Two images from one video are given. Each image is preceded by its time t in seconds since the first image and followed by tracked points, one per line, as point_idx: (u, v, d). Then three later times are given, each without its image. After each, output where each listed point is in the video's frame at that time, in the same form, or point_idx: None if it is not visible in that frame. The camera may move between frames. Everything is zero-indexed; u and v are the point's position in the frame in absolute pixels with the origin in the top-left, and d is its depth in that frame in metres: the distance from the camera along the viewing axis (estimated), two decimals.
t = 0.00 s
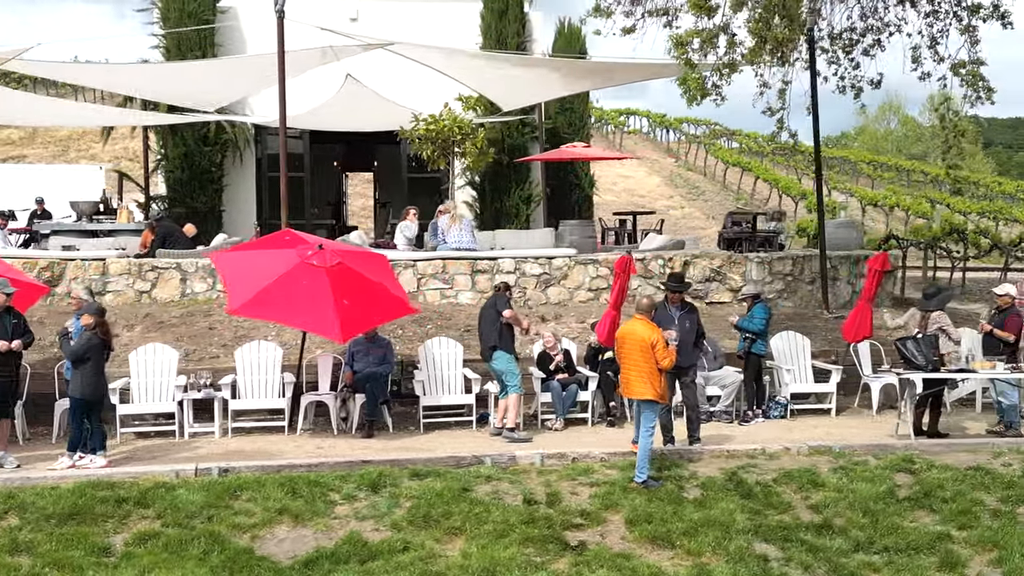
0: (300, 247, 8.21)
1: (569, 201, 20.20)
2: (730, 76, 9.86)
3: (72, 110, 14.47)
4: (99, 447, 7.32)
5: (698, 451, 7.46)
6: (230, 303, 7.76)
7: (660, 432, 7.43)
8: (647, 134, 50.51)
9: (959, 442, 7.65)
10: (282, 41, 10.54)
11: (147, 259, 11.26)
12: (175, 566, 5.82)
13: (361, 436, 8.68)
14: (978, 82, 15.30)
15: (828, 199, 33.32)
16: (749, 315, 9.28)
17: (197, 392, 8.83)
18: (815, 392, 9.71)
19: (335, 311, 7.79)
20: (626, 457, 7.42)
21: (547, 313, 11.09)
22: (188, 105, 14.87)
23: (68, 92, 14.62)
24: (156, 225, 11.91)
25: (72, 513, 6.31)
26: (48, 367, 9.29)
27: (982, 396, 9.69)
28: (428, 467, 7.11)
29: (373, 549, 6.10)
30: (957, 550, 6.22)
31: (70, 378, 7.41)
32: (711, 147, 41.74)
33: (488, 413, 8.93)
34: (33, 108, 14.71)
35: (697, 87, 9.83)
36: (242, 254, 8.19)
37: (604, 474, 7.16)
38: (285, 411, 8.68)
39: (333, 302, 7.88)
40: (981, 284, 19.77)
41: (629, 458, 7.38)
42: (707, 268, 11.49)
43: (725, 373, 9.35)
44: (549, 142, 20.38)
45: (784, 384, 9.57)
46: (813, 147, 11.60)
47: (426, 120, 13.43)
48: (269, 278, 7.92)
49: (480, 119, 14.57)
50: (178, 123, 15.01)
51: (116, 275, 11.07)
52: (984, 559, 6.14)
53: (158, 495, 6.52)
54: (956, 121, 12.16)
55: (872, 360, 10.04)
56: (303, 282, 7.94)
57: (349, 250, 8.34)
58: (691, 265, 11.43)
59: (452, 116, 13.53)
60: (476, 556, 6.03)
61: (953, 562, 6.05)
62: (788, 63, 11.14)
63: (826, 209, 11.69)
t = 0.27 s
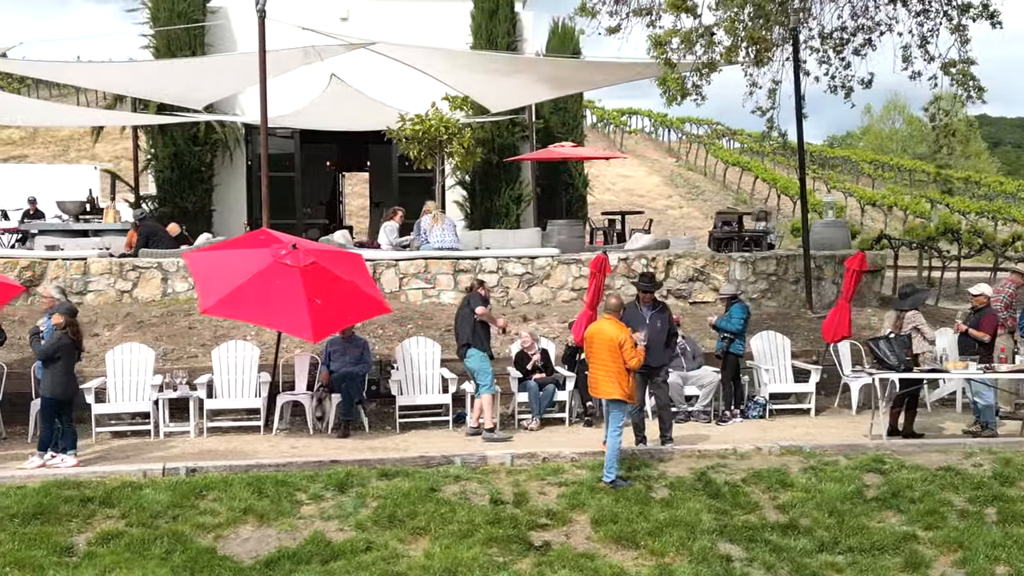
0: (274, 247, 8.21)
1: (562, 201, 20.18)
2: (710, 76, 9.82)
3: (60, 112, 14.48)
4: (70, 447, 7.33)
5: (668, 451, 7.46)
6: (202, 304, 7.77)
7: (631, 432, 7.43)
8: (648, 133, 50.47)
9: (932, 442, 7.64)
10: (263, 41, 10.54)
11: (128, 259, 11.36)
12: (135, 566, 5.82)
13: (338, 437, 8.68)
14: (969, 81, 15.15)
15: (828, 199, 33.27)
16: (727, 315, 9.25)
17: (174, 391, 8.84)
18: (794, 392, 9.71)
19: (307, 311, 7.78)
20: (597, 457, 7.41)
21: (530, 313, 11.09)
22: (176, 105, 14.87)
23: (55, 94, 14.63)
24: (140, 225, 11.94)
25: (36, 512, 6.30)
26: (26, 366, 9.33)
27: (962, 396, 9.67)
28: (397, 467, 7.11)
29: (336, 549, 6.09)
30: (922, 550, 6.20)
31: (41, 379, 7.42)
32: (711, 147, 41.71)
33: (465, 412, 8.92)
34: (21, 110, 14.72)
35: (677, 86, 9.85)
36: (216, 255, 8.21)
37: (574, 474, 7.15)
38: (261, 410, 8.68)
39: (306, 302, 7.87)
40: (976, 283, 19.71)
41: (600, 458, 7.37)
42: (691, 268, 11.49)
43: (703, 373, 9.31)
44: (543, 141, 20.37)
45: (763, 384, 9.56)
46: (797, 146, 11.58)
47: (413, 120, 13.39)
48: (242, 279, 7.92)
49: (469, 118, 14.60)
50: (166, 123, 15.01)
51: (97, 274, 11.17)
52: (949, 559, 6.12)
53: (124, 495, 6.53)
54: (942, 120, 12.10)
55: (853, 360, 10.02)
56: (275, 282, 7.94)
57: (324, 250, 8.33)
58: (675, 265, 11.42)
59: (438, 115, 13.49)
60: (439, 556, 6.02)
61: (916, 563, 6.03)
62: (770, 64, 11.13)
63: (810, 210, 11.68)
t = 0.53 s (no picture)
0: (248, 246, 8.21)
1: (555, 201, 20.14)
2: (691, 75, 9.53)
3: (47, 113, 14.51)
4: (41, 447, 7.31)
5: (639, 451, 7.46)
6: (174, 303, 7.78)
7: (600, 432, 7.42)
8: (650, 133, 50.46)
9: (903, 442, 7.63)
10: (243, 41, 10.55)
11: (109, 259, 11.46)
12: (96, 565, 5.83)
13: (313, 437, 8.67)
14: (958, 80, 15.15)
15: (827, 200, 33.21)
16: (704, 315, 9.25)
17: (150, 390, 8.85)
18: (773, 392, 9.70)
19: (279, 310, 7.77)
20: (567, 456, 7.41)
21: (512, 313, 11.10)
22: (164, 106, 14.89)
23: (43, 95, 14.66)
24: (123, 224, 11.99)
25: (1, 512, 6.31)
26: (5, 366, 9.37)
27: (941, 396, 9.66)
28: (365, 467, 7.11)
29: (298, 549, 6.10)
30: (885, 550, 6.19)
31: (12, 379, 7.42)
32: (711, 147, 41.69)
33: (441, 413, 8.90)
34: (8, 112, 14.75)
35: (658, 87, 9.54)
36: (191, 253, 8.21)
37: (543, 473, 7.13)
38: (236, 410, 8.67)
39: (278, 301, 7.87)
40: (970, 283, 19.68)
41: (569, 458, 7.36)
42: (674, 268, 11.49)
43: (681, 373, 9.29)
44: (536, 141, 20.36)
45: (742, 384, 9.54)
46: (780, 145, 11.56)
47: (399, 120, 13.37)
48: (215, 278, 7.93)
49: (458, 118, 14.61)
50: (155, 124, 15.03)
51: (79, 274, 11.27)
52: (912, 559, 6.11)
53: (90, 495, 6.54)
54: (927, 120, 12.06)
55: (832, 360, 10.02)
56: (248, 281, 7.94)
57: (299, 249, 8.32)
58: (658, 265, 11.44)
59: (425, 115, 13.47)
60: (400, 557, 6.01)
61: (879, 563, 6.02)
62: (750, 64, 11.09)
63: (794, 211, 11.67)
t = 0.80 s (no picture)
0: (222, 246, 8.22)
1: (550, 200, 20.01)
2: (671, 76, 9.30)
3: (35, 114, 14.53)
4: (12, 446, 7.29)
5: (609, 451, 7.46)
6: (147, 303, 7.80)
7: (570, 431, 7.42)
8: (652, 133, 50.46)
9: (874, 442, 7.62)
10: (224, 40, 10.56)
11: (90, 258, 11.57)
12: (57, 564, 5.84)
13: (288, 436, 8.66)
14: (947, 81, 15.17)
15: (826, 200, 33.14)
16: (682, 315, 9.26)
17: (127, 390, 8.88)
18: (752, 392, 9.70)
19: (251, 309, 7.78)
20: (536, 456, 7.41)
21: (494, 313, 11.12)
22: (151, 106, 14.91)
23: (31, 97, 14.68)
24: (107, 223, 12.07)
25: None
26: None
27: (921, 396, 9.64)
28: (333, 467, 7.12)
29: (261, 548, 6.10)
30: (848, 549, 6.19)
31: None
32: (711, 147, 41.68)
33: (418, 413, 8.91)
34: None
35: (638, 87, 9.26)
36: (165, 253, 8.22)
37: (511, 473, 7.13)
38: (212, 410, 8.69)
39: (251, 300, 7.87)
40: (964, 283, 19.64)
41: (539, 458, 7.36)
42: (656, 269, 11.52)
43: (659, 372, 9.27)
44: (529, 141, 20.36)
45: (720, 384, 9.54)
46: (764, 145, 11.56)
47: (386, 120, 13.38)
48: (187, 278, 7.94)
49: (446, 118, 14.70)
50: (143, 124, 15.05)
51: (60, 273, 11.35)
52: (874, 558, 6.11)
53: (57, 494, 6.55)
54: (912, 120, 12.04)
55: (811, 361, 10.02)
56: (221, 280, 7.95)
57: (273, 249, 8.33)
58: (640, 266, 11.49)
59: (411, 115, 13.48)
60: (362, 556, 6.01)
61: (841, 562, 6.02)
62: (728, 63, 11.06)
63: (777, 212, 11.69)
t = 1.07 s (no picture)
0: (196, 246, 8.23)
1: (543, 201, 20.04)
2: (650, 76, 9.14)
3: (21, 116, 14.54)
4: None
5: (579, 451, 7.46)
6: (119, 304, 7.81)
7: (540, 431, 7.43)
8: (652, 133, 50.45)
9: (845, 443, 7.62)
10: (204, 40, 10.57)
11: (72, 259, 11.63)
12: (19, 564, 5.85)
13: (263, 435, 8.67)
14: (936, 80, 15.10)
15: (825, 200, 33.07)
16: (659, 315, 9.22)
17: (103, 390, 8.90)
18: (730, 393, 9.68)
19: (223, 311, 7.78)
20: (506, 457, 7.41)
21: (475, 314, 11.14)
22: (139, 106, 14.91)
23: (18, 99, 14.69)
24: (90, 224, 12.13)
25: None
26: None
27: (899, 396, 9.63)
28: (302, 468, 7.13)
29: (225, 548, 6.11)
30: (811, 550, 6.19)
31: None
32: (711, 147, 41.66)
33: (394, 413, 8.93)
34: None
35: (616, 88, 9.10)
36: (139, 254, 8.24)
37: (480, 473, 7.12)
38: (187, 410, 8.70)
39: (225, 302, 7.88)
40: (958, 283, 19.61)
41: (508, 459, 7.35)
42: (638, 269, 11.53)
43: (636, 373, 9.26)
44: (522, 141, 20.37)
45: (697, 385, 9.53)
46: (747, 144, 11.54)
47: (372, 120, 13.38)
48: (161, 279, 7.95)
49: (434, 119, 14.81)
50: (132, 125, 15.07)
51: (42, 273, 11.43)
52: (837, 560, 6.11)
53: (23, 494, 6.56)
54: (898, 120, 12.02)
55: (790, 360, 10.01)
56: (194, 282, 7.95)
57: (248, 250, 8.33)
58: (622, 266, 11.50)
59: (397, 115, 13.49)
60: (324, 557, 6.01)
61: (803, 563, 6.02)
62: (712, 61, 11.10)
63: (759, 212, 11.68)
